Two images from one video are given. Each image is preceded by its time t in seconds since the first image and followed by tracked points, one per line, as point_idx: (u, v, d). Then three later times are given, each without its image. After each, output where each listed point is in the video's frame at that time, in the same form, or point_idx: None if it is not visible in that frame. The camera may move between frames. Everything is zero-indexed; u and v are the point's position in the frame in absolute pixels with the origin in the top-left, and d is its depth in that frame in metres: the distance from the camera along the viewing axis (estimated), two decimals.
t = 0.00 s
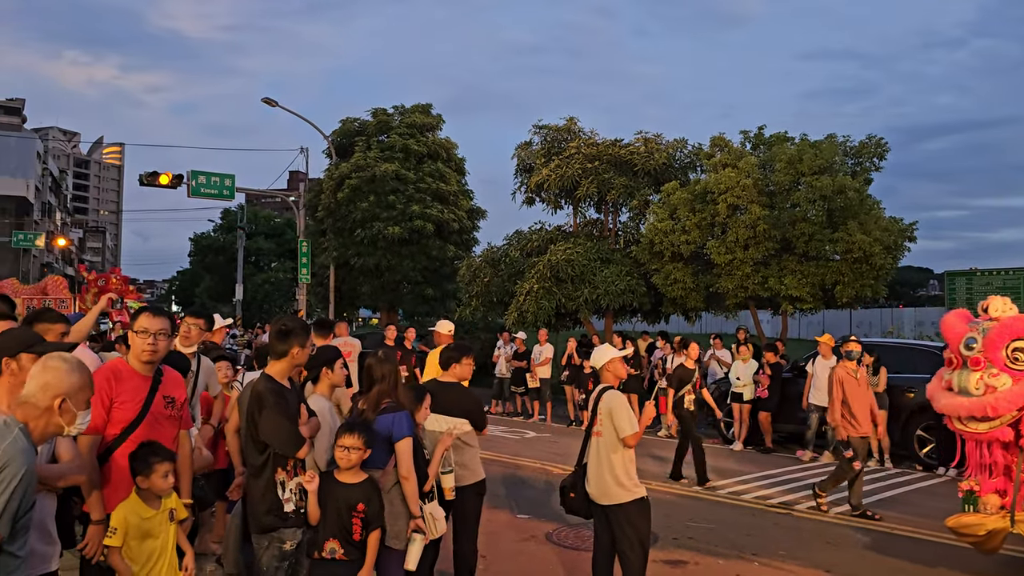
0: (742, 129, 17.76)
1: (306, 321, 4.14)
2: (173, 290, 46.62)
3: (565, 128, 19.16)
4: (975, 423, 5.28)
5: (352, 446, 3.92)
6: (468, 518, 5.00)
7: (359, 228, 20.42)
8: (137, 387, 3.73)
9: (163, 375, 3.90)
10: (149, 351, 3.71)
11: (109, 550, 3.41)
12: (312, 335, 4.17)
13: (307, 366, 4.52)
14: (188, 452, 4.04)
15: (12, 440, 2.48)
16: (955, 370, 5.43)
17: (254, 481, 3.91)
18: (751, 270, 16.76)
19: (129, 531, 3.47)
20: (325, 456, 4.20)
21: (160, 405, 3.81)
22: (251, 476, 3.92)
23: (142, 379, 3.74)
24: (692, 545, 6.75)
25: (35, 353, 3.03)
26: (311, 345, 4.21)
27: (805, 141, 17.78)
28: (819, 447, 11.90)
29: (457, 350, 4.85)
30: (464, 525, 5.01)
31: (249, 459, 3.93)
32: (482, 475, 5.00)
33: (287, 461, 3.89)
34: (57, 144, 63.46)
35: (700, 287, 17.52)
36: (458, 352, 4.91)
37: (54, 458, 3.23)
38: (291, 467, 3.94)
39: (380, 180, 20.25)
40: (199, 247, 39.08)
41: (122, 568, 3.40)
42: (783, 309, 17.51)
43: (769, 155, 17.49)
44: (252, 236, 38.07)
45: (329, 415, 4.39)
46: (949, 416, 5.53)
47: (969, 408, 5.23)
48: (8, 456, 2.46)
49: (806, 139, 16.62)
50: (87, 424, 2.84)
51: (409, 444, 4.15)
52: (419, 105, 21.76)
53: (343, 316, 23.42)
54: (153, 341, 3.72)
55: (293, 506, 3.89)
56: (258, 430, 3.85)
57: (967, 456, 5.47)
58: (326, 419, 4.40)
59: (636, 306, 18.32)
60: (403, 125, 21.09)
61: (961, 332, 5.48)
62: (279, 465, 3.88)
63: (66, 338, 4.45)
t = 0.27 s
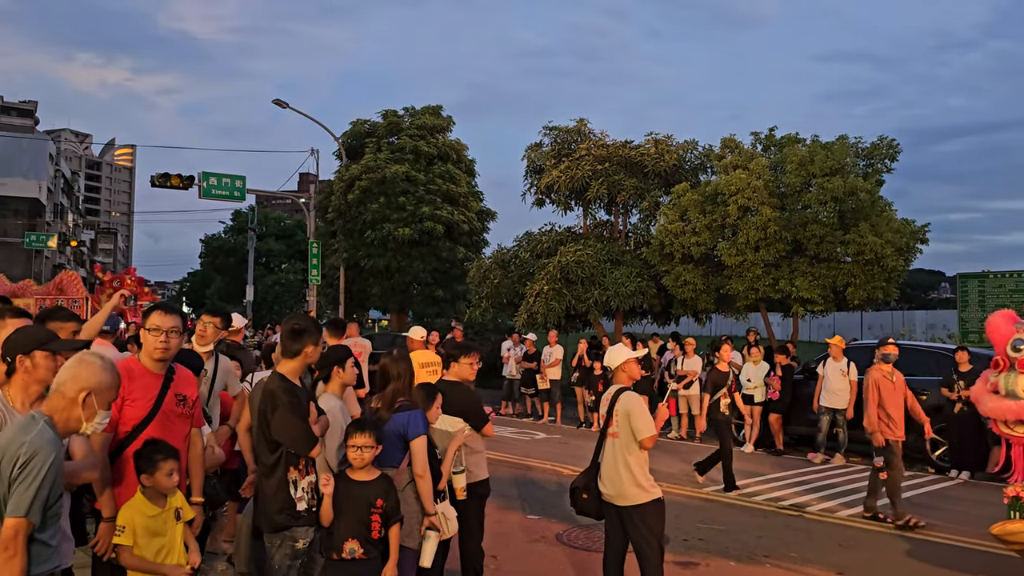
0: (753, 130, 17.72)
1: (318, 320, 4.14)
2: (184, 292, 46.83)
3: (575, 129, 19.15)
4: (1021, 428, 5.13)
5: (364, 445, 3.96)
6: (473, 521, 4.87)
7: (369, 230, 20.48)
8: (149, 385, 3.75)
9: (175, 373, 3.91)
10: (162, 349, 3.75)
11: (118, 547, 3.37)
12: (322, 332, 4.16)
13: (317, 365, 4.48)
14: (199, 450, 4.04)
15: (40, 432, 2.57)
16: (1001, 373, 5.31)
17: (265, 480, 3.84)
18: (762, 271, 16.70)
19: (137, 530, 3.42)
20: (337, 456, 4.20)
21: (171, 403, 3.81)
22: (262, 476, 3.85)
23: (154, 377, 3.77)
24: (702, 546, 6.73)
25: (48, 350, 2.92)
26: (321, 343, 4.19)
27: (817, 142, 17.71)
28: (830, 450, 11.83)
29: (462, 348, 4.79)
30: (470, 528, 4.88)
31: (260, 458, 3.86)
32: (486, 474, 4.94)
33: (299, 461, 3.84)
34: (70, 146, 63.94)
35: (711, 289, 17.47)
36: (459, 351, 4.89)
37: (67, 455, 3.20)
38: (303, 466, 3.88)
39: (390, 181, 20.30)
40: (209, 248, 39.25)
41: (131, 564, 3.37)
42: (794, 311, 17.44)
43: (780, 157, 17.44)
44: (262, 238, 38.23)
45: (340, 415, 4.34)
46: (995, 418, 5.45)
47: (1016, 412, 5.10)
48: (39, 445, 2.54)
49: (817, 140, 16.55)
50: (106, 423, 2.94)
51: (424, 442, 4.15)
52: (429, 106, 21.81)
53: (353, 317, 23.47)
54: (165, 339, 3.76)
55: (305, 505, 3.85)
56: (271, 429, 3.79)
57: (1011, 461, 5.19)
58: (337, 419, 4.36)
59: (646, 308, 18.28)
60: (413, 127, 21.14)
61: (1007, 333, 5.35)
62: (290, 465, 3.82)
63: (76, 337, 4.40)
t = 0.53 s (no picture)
0: (774, 132, 17.64)
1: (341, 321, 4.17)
2: (206, 294, 47.32)
3: (595, 132, 19.14)
4: None
5: (388, 446, 3.93)
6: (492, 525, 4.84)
7: (389, 233, 20.58)
8: (171, 387, 3.76)
9: (197, 375, 3.94)
10: (183, 351, 3.78)
11: (143, 550, 3.22)
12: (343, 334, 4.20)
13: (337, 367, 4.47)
14: (221, 453, 4.00)
15: (84, 433, 2.63)
16: None
17: (289, 481, 3.90)
18: (783, 274, 16.60)
19: (161, 534, 3.26)
20: (358, 458, 4.17)
21: (194, 404, 3.81)
22: (286, 477, 3.90)
23: (176, 379, 3.79)
24: (724, 550, 6.70)
25: (73, 352, 2.89)
26: (342, 345, 4.22)
27: (839, 143, 17.59)
28: (852, 453, 11.71)
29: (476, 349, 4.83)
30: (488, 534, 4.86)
31: (284, 459, 3.91)
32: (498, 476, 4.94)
33: (322, 461, 3.89)
34: (94, 151, 64.88)
35: (732, 292, 17.41)
36: (473, 352, 4.91)
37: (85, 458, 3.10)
38: (326, 467, 3.93)
39: (410, 184, 20.40)
40: (231, 252, 39.63)
41: (155, 567, 3.21)
42: (816, 314, 17.31)
43: (802, 158, 17.34)
44: (283, 241, 38.55)
45: (361, 418, 4.31)
46: None
47: None
48: (82, 445, 2.59)
49: (840, 142, 16.42)
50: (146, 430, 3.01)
51: (444, 445, 4.17)
52: (449, 110, 21.90)
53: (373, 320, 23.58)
54: (187, 341, 3.79)
55: (328, 506, 3.91)
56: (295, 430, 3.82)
57: None
58: (357, 421, 4.33)
59: (666, 311, 18.22)
60: (433, 130, 21.24)
61: None
62: (313, 466, 3.88)
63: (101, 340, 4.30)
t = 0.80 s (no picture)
0: (792, 134, 17.54)
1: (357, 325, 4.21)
2: (225, 298, 47.70)
3: (611, 134, 19.13)
4: None
5: (404, 448, 3.95)
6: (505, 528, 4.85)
7: (405, 237, 20.68)
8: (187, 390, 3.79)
9: (213, 379, 3.99)
10: (200, 354, 3.85)
11: (165, 549, 3.25)
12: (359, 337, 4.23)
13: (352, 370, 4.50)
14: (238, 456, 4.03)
15: (127, 435, 2.68)
16: None
17: (309, 483, 3.97)
18: (801, 277, 16.49)
19: (184, 534, 3.30)
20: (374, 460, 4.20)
21: (210, 408, 3.84)
22: (306, 478, 3.97)
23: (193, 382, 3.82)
24: (742, 555, 6.67)
25: (92, 355, 2.94)
26: (358, 349, 4.25)
27: (857, 145, 17.47)
28: (872, 457, 11.60)
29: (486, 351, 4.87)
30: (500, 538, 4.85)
31: (303, 461, 3.98)
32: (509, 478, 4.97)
33: (341, 463, 3.96)
34: (115, 157, 65.72)
35: (749, 295, 17.33)
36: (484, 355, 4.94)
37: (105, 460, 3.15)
38: (345, 470, 4.00)
39: (427, 188, 20.49)
40: (249, 256, 39.95)
41: (176, 566, 3.24)
42: (834, 317, 17.18)
43: (821, 160, 17.23)
44: (301, 245, 38.81)
45: (377, 421, 4.33)
46: None
47: None
48: (124, 448, 2.63)
49: (858, 143, 16.30)
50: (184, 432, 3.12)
51: (457, 447, 4.20)
52: (465, 114, 21.98)
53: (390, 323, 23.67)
54: (204, 345, 3.87)
55: (347, 507, 3.98)
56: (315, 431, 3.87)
57: None
58: (372, 424, 4.34)
59: (683, 314, 18.16)
60: (449, 134, 21.33)
61: None
62: (333, 468, 3.95)
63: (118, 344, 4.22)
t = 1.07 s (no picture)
0: (798, 137, 17.52)
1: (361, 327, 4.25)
2: (233, 301, 47.91)
3: (617, 138, 19.16)
4: None
5: (406, 449, 3.97)
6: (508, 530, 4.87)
7: (412, 240, 20.75)
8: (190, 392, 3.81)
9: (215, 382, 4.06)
10: (204, 357, 3.90)
11: (170, 549, 3.29)
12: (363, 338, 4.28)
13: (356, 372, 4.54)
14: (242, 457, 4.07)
15: (149, 441, 2.74)
16: None
17: (313, 483, 4.04)
18: (807, 279, 16.46)
19: (191, 534, 3.34)
20: (376, 462, 4.24)
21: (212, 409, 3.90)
22: (310, 478, 4.04)
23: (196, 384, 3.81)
24: (746, 558, 6.68)
25: (97, 358, 3.00)
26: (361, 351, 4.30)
27: (864, 147, 17.44)
28: (878, 461, 11.56)
29: (488, 355, 4.89)
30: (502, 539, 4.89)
31: (308, 461, 4.05)
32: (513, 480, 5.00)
33: (346, 464, 4.04)
34: (123, 161, 66.17)
35: (755, 297, 17.32)
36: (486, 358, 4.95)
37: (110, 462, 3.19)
38: (349, 470, 4.07)
39: (433, 192, 20.57)
40: (257, 259, 40.14)
41: (180, 566, 3.28)
42: (841, 319, 17.14)
43: (827, 163, 17.21)
44: (308, 248, 38.96)
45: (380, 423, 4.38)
46: None
47: None
48: (148, 455, 2.69)
49: (865, 146, 16.26)
50: (203, 435, 3.20)
51: (458, 449, 4.24)
52: (472, 117, 22.05)
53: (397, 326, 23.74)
54: (207, 348, 3.92)
55: (351, 508, 4.04)
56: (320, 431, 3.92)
57: None
58: (376, 426, 4.38)
59: (689, 317, 18.15)
60: (455, 138, 21.41)
61: None
62: (338, 468, 4.02)
63: (122, 346, 4.28)
